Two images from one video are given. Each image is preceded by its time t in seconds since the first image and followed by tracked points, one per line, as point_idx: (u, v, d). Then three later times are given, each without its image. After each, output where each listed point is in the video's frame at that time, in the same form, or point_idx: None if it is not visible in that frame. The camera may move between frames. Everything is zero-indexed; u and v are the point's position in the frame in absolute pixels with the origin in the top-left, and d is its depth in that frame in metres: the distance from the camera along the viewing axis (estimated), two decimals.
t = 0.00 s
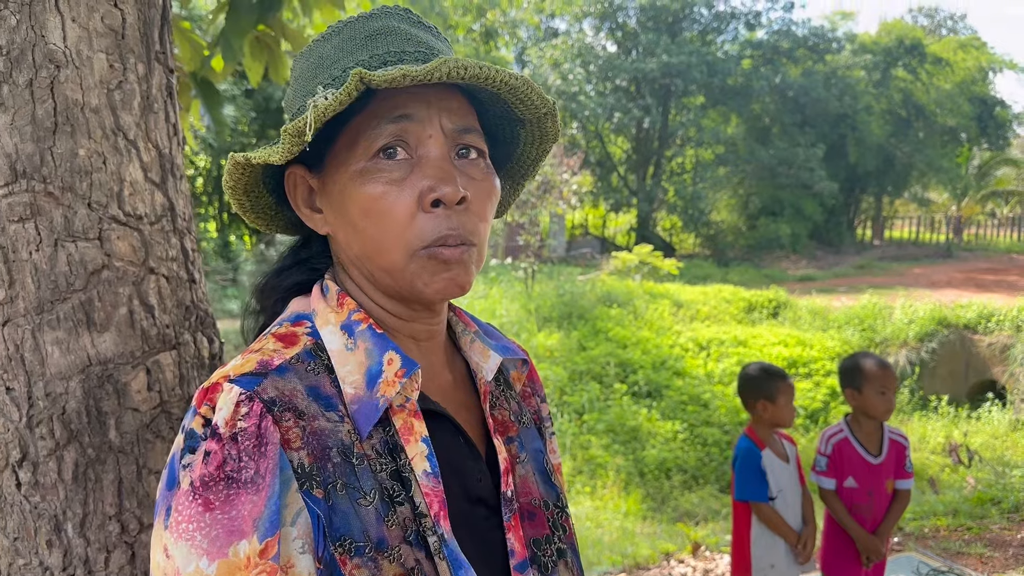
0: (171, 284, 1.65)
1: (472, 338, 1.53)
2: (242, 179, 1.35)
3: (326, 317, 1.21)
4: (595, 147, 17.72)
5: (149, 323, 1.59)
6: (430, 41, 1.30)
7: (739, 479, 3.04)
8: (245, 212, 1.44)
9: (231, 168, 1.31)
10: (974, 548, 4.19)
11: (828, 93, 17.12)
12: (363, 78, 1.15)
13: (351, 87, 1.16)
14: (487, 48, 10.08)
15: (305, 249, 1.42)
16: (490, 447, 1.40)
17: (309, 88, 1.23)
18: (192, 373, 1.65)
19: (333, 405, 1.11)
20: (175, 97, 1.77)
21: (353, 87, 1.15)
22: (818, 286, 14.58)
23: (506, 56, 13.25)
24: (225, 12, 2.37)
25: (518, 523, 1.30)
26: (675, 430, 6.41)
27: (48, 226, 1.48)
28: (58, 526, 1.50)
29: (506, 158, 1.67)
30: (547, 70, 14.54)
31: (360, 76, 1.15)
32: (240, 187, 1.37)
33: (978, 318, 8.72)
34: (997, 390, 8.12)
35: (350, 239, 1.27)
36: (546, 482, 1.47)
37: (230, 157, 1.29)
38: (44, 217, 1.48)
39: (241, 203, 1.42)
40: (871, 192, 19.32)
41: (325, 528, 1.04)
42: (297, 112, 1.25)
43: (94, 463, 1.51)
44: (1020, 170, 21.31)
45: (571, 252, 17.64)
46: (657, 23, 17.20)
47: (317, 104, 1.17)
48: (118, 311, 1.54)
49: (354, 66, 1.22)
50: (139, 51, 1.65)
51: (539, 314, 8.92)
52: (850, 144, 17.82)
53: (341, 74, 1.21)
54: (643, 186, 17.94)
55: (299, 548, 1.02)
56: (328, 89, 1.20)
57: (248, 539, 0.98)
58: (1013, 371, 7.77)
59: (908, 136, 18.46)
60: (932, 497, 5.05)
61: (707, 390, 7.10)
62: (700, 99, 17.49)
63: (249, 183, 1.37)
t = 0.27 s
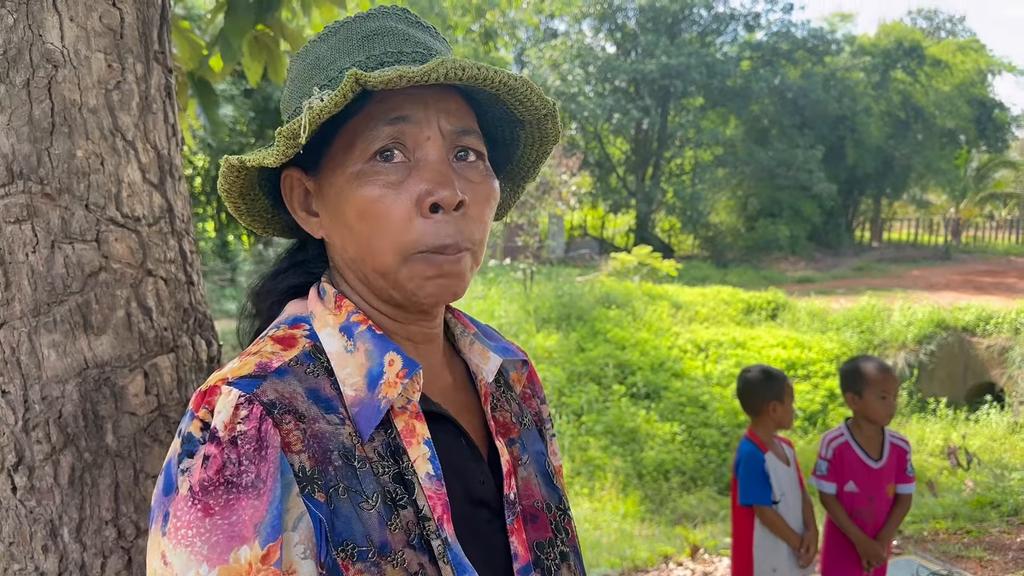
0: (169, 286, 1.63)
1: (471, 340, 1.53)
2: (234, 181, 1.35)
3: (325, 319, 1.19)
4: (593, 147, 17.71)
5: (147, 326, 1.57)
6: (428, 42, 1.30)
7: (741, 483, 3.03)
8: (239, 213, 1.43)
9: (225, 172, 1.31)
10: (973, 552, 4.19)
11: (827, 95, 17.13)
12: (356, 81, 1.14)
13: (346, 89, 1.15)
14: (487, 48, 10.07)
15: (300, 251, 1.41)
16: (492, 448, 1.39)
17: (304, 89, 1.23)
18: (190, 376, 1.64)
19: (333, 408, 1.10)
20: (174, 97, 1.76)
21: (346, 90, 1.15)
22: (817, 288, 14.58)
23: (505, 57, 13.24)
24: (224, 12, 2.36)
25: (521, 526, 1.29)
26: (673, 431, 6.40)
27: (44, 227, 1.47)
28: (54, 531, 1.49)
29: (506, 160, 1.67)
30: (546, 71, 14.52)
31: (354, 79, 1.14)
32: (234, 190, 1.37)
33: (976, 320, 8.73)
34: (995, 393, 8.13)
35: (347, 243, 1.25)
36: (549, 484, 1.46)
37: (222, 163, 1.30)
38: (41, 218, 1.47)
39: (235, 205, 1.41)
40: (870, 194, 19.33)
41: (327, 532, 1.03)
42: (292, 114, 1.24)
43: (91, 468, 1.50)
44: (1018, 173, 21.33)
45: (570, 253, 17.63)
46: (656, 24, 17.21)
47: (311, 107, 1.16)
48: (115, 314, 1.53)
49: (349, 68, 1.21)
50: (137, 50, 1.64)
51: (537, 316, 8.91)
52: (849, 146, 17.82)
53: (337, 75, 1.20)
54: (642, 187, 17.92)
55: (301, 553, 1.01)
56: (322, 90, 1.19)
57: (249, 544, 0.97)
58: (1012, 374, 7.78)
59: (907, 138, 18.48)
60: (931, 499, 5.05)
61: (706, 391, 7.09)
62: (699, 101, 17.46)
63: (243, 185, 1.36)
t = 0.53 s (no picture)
0: (167, 285, 1.63)
1: (466, 339, 1.52)
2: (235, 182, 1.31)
3: (315, 318, 1.19)
4: (591, 147, 17.70)
5: (144, 325, 1.57)
6: (461, 58, 1.28)
7: (741, 484, 3.02)
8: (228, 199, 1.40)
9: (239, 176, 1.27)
10: (971, 552, 4.19)
11: (825, 95, 17.14)
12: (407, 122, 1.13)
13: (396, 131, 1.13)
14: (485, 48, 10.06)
15: (291, 242, 1.39)
16: (488, 446, 1.39)
17: (338, 94, 1.20)
18: (187, 375, 1.63)
19: (326, 407, 1.09)
20: (172, 95, 1.75)
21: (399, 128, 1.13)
22: (815, 288, 14.59)
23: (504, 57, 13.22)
24: (222, 11, 2.36)
25: (519, 524, 1.28)
26: (671, 431, 6.39)
27: (41, 226, 1.46)
28: (50, 532, 1.47)
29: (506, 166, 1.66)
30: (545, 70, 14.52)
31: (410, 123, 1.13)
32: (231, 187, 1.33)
33: (974, 321, 8.74)
34: (993, 394, 8.14)
35: (353, 255, 1.23)
36: (545, 483, 1.46)
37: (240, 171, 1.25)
38: (37, 217, 1.45)
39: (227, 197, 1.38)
40: (868, 195, 19.35)
41: (321, 532, 1.02)
42: (319, 116, 1.21)
43: (88, 468, 1.49)
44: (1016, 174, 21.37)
45: (568, 253, 17.60)
46: (655, 24, 17.22)
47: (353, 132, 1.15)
48: (112, 313, 1.52)
49: (390, 81, 1.20)
50: (135, 48, 1.63)
51: (535, 315, 8.90)
52: (847, 146, 17.83)
53: (374, 91, 1.19)
54: (640, 187, 17.90)
55: (294, 553, 1.01)
56: (363, 106, 1.18)
57: (241, 545, 0.97)
58: (1009, 375, 7.80)
59: (904, 139, 18.50)
60: (929, 500, 5.05)
61: (704, 392, 7.09)
62: (698, 101, 17.41)
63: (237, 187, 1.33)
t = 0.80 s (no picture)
0: (162, 281, 1.62)
1: (463, 338, 1.50)
2: (232, 192, 1.26)
3: (315, 317, 1.17)
4: (588, 145, 17.71)
5: (140, 322, 1.56)
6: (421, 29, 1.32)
7: (738, 481, 3.02)
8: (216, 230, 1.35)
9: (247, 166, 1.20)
10: (968, 550, 4.19)
11: (821, 94, 17.15)
12: (415, 56, 1.17)
13: (412, 64, 1.16)
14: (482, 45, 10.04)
15: (279, 257, 1.34)
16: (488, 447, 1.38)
17: (322, 73, 1.18)
18: (183, 373, 1.62)
19: (327, 410, 1.08)
20: (168, 90, 1.74)
21: (410, 65, 1.16)
22: (811, 287, 14.61)
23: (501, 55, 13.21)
24: (220, 6, 2.35)
25: (519, 528, 1.28)
26: (667, 429, 6.40)
27: (36, 221, 1.45)
28: (45, 530, 1.46)
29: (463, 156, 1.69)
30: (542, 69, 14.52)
31: (419, 54, 1.17)
32: (227, 203, 1.28)
33: (970, 320, 8.75)
34: (989, 392, 8.16)
35: (373, 231, 1.22)
36: (543, 484, 1.45)
37: (255, 148, 1.17)
38: (32, 212, 1.45)
39: (217, 223, 1.33)
40: (864, 193, 19.38)
41: (324, 540, 1.01)
42: (306, 98, 1.18)
43: (83, 465, 1.48)
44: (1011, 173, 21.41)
45: (564, 251, 17.61)
46: (652, 22, 17.25)
47: (368, 85, 1.14)
48: (108, 310, 1.51)
49: (373, 48, 1.20)
50: (131, 42, 1.61)
51: (532, 313, 8.89)
52: (843, 145, 17.84)
53: (362, 59, 1.19)
54: (637, 185, 17.92)
55: (296, 562, 1.00)
56: (357, 70, 1.17)
57: (244, 555, 0.96)
58: (1005, 373, 7.82)
59: (900, 138, 18.54)
60: (925, 498, 5.06)
61: (700, 390, 7.09)
62: (694, 99, 17.47)
63: (232, 203, 1.29)
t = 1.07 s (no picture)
0: (159, 277, 1.61)
1: (452, 330, 1.49)
2: (229, 182, 1.23)
3: (308, 311, 1.17)
4: (584, 143, 17.73)
5: (136, 317, 1.55)
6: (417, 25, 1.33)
7: (733, 477, 3.03)
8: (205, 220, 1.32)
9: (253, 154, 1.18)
10: (962, 546, 4.21)
11: (817, 91, 17.14)
12: (428, 54, 1.19)
13: (423, 61, 1.18)
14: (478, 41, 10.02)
15: (268, 248, 1.32)
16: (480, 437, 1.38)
17: (325, 66, 1.17)
18: (180, 368, 1.62)
19: (323, 401, 1.08)
20: (164, 85, 1.73)
21: (422, 62, 1.18)
22: (807, 284, 14.64)
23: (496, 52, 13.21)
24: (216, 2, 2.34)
25: (513, 517, 1.28)
26: (663, 426, 6.41)
27: (32, 217, 1.45)
28: (42, 526, 1.46)
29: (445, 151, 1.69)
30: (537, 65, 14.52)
31: (432, 51, 1.19)
32: (222, 192, 1.25)
33: (965, 316, 8.77)
34: (983, 389, 8.19)
35: (373, 224, 1.21)
36: (534, 474, 1.45)
37: (262, 137, 1.15)
38: (28, 207, 1.45)
39: (207, 214, 1.30)
40: (859, 191, 19.42)
41: (323, 530, 1.01)
42: (309, 89, 1.17)
43: (79, 462, 1.48)
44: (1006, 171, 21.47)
45: (560, 248, 17.63)
46: (647, 19, 17.25)
47: (378, 79, 1.15)
48: (104, 305, 1.51)
49: (378, 43, 1.20)
50: (127, 37, 1.61)
51: (528, 310, 8.89)
52: (838, 142, 17.85)
53: (367, 53, 1.19)
54: (632, 182, 17.94)
55: (296, 552, 1.00)
56: (364, 64, 1.17)
57: (243, 546, 0.96)
58: (1000, 370, 7.87)
59: (895, 135, 18.56)
60: (920, 494, 5.08)
61: (696, 387, 7.10)
62: (690, 96, 17.51)
63: (226, 194, 1.26)
